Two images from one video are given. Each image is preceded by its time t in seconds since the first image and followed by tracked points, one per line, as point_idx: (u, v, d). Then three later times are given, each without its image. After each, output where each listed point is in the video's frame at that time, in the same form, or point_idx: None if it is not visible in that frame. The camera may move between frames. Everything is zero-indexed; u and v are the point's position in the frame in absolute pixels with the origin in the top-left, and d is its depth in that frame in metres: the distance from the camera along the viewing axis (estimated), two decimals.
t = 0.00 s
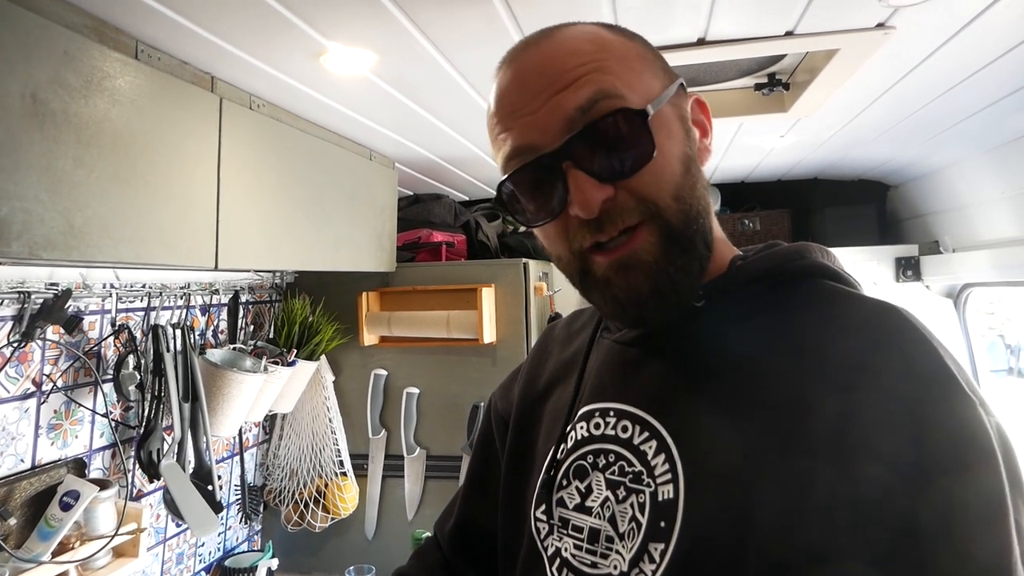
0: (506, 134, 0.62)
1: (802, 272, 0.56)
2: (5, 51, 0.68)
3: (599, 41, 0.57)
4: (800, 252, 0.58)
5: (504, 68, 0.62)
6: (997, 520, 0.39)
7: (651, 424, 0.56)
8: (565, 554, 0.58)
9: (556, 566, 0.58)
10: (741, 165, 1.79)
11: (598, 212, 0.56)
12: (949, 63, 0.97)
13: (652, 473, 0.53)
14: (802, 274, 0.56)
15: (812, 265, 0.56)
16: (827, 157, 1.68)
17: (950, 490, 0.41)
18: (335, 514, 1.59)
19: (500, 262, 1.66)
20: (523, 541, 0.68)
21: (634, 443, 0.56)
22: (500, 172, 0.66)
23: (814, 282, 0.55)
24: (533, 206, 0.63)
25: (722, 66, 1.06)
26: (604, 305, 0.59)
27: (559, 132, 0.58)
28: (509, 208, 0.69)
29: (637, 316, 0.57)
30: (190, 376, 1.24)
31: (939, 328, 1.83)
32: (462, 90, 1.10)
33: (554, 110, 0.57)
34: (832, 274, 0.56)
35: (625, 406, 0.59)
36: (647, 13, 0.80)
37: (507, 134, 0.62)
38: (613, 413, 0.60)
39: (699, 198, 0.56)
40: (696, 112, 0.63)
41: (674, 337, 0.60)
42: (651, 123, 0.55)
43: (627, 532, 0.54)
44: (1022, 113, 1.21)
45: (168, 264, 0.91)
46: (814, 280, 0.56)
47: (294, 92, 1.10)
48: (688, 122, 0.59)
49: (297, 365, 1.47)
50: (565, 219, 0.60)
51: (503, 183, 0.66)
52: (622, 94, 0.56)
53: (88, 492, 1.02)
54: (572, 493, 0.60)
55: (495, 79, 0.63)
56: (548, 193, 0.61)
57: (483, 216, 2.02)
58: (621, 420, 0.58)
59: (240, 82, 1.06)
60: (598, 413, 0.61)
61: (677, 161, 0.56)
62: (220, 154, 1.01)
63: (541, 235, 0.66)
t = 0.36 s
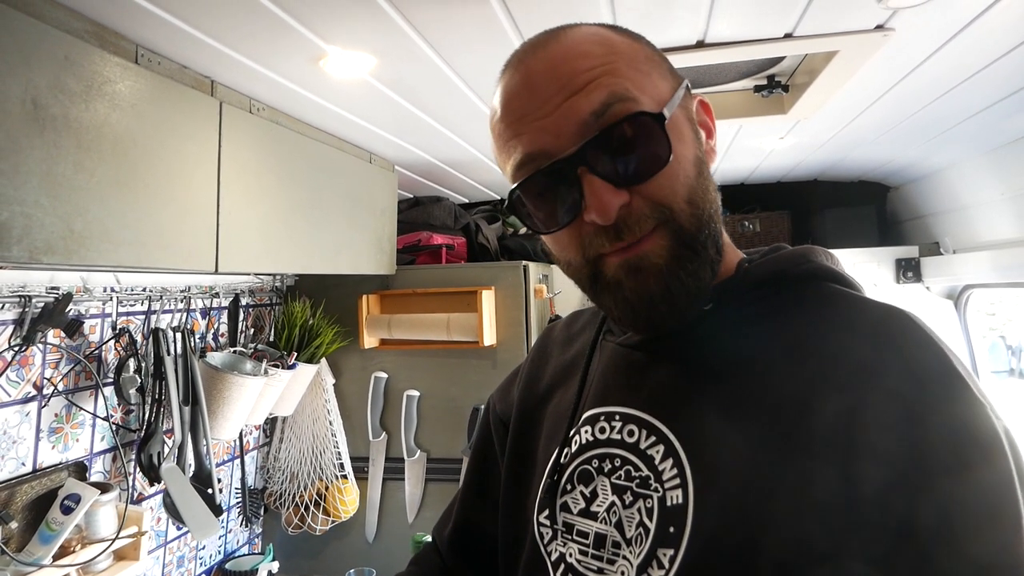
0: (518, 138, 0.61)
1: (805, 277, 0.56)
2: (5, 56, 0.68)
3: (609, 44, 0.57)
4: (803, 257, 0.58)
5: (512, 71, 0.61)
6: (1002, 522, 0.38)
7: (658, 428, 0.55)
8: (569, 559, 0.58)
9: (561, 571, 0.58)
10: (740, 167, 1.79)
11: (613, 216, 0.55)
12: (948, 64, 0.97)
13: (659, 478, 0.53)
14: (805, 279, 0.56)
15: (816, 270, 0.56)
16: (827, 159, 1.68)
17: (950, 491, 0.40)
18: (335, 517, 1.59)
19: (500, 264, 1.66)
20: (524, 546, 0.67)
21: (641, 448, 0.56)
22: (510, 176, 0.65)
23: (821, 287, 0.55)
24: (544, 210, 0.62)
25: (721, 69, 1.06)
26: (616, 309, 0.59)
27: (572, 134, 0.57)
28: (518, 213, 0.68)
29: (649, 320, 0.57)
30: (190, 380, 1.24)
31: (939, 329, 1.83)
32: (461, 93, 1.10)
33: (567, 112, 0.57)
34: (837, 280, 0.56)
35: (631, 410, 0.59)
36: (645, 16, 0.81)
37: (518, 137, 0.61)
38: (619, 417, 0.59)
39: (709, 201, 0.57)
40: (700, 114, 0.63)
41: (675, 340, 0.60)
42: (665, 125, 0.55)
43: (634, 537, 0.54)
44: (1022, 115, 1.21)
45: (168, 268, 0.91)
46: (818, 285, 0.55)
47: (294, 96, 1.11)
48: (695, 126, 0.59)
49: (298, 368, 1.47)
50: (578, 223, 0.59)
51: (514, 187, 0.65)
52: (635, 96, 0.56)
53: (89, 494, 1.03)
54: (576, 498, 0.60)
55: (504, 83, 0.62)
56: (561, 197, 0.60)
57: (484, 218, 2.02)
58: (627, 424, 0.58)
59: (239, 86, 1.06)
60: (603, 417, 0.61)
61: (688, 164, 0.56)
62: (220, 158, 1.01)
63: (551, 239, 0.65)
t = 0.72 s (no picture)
0: (523, 132, 0.60)
1: (808, 278, 0.56)
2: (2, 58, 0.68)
3: (618, 39, 0.57)
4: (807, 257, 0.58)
5: (518, 64, 0.61)
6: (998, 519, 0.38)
7: (659, 431, 0.55)
8: (571, 563, 0.58)
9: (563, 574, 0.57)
10: (740, 167, 1.79)
11: (620, 212, 0.55)
12: (947, 64, 0.97)
13: (661, 482, 0.53)
14: (809, 280, 0.56)
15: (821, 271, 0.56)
16: (827, 159, 1.68)
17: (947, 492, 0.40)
18: (335, 518, 1.59)
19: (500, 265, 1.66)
20: (526, 548, 0.67)
21: (642, 451, 0.56)
22: (514, 170, 0.65)
23: (824, 287, 0.55)
24: (548, 206, 0.62)
25: (721, 69, 1.06)
26: (619, 306, 0.58)
27: (580, 129, 0.57)
28: (520, 208, 0.67)
29: (654, 318, 0.57)
30: (190, 381, 1.24)
31: (939, 328, 1.83)
32: (459, 93, 1.10)
33: (575, 106, 0.56)
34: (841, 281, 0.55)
35: (632, 413, 0.59)
36: (644, 16, 0.80)
37: (524, 132, 0.60)
38: (619, 420, 0.59)
39: (715, 200, 0.57)
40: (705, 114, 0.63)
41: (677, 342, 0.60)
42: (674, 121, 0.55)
43: (636, 541, 0.53)
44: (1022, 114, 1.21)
45: (166, 270, 0.91)
46: (821, 286, 0.55)
47: (293, 97, 1.11)
48: (701, 125, 0.59)
49: (297, 369, 1.47)
50: (583, 219, 0.59)
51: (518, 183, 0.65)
52: (643, 92, 0.56)
53: (88, 496, 1.03)
54: (577, 501, 0.59)
55: (509, 76, 0.61)
56: (566, 192, 0.59)
57: (483, 219, 2.02)
58: (627, 428, 0.58)
59: (237, 87, 1.06)
60: (603, 420, 0.61)
61: (695, 162, 0.56)
62: (219, 159, 1.01)
63: (553, 235, 0.65)
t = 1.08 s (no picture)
0: (525, 129, 0.60)
1: (803, 279, 0.56)
2: (5, 64, 0.68)
3: (620, 40, 0.57)
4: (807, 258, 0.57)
5: (521, 62, 0.61)
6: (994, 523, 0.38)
7: (654, 434, 0.55)
8: (571, 563, 0.58)
9: None
10: (739, 169, 1.79)
11: (619, 211, 0.55)
12: (946, 65, 0.97)
13: (656, 485, 0.53)
14: (806, 282, 0.56)
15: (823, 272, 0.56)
16: (825, 160, 1.68)
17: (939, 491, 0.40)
18: (336, 520, 1.59)
19: (500, 267, 1.66)
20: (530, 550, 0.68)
21: (638, 454, 0.56)
22: (514, 169, 0.65)
23: (821, 288, 0.55)
24: (547, 204, 0.62)
25: (719, 71, 1.06)
26: (615, 306, 0.58)
27: (581, 127, 0.57)
28: (519, 206, 0.67)
29: (649, 318, 0.56)
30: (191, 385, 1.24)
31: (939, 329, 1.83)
32: (459, 96, 1.10)
33: (577, 104, 0.57)
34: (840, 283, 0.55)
35: (628, 416, 0.59)
36: (643, 19, 0.81)
37: (525, 129, 0.60)
38: (616, 423, 0.59)
39: (713, 203, 0.57)
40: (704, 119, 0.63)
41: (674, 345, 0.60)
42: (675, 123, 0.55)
43: (633, 544, 0.54)
44: (1019, 115, 1.21)
45: (168, 274, 0.91)
46: (817, 287, 0.55)
47: (294, 100, 1.11)
48: (700, 129, 0.59)
49: (298, 371, 1.47)
50: (581, 218, 0.59)
51: (518, 180, 0.65)
52: (644, 92, 0.56)
53: (90, 500, 1.03)
54: (577, 503, 0.60)
55: (512, 74, 0.62)
56: (565, 191, 0.60)
57: (483, 221, 2.02)
58: (624, 431, 0.58)
59: (238, 91, 1.06)
60: (601, 423, 0.61)
61: (694, 165, 0.56)
62: (220, 162, 1.01)
63: (551, 233, 0.65)
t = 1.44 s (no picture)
0: (538, 109, 0.59)
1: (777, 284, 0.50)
2: (3, 67, 0.68)
3: (647, 36, 0.57)
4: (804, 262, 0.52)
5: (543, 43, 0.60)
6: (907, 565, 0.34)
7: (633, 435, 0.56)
8: (557, 561, 0.59)
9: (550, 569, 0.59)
10: (738, 169, 1.79)
11: (626, 200, 0.55)
12: (945, 65, 0.97)
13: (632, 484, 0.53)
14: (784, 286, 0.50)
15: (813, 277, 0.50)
16: (825, 160, 1.68)
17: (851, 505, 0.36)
18: (336, 521, 1.58)
19: (499, 268, 1.66)
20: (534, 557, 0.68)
21: (619, 454, 0.56)
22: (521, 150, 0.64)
23: (799, 292, 0.49)
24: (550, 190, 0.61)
25: (718, 72, 1.06)
26: (608, 300, 0.57)
27: (596, 114, 0.57)
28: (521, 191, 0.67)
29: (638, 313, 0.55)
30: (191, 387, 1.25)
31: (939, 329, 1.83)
32: (458, 98, 1.10)
33: (595, 90, 0.56)
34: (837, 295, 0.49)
35: (609, 416, 0.59)
36: (642, 19, 0.81)
37: (539, 108, 0.59)
38: (597, 423, 0.60)
39: (717, 210, 0.57)
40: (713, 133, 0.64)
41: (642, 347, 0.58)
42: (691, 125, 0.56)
43: (615, 541, 0.54)
44: (1019, 115, 1.21)
45: (168, 276, 0.91)
46: (792, 290, 0.50)
47: (294, 103, 1.12)
48: (711, 138, 0.60)
49: (298, 373, 1.48)
50: (586, 207, 0.59)
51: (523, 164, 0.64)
52: (663, 90, 0.56)
53: (90, 503, 1.03)
54: (559, 500, 0.60)
55: (532, 54, 0.61)
56: (572, 178, 0.59)
57: (483, 222, 2.02)
58: (605, 430, 0.59)
59: (237, 93, 1.07)
60: (582, 423, 0.62)
61: (703, 169, 0.57)
62: (219, 164, 1.01)
63: (550, 222, 0.64)
